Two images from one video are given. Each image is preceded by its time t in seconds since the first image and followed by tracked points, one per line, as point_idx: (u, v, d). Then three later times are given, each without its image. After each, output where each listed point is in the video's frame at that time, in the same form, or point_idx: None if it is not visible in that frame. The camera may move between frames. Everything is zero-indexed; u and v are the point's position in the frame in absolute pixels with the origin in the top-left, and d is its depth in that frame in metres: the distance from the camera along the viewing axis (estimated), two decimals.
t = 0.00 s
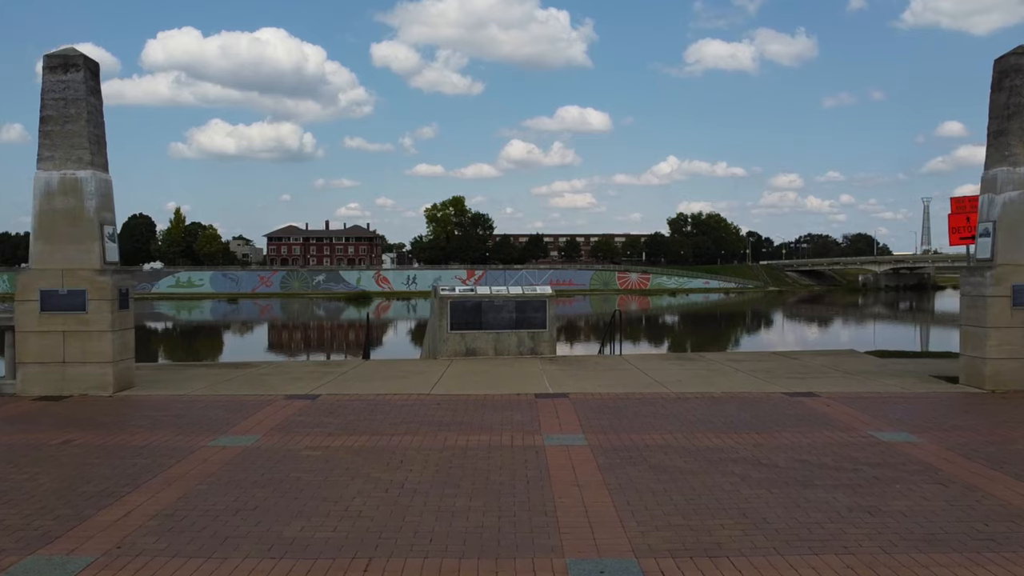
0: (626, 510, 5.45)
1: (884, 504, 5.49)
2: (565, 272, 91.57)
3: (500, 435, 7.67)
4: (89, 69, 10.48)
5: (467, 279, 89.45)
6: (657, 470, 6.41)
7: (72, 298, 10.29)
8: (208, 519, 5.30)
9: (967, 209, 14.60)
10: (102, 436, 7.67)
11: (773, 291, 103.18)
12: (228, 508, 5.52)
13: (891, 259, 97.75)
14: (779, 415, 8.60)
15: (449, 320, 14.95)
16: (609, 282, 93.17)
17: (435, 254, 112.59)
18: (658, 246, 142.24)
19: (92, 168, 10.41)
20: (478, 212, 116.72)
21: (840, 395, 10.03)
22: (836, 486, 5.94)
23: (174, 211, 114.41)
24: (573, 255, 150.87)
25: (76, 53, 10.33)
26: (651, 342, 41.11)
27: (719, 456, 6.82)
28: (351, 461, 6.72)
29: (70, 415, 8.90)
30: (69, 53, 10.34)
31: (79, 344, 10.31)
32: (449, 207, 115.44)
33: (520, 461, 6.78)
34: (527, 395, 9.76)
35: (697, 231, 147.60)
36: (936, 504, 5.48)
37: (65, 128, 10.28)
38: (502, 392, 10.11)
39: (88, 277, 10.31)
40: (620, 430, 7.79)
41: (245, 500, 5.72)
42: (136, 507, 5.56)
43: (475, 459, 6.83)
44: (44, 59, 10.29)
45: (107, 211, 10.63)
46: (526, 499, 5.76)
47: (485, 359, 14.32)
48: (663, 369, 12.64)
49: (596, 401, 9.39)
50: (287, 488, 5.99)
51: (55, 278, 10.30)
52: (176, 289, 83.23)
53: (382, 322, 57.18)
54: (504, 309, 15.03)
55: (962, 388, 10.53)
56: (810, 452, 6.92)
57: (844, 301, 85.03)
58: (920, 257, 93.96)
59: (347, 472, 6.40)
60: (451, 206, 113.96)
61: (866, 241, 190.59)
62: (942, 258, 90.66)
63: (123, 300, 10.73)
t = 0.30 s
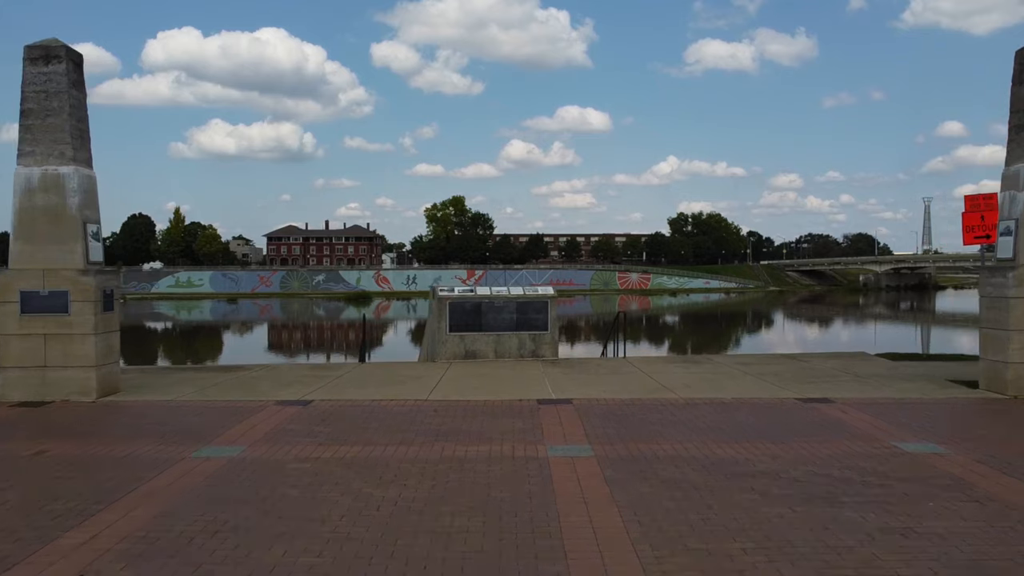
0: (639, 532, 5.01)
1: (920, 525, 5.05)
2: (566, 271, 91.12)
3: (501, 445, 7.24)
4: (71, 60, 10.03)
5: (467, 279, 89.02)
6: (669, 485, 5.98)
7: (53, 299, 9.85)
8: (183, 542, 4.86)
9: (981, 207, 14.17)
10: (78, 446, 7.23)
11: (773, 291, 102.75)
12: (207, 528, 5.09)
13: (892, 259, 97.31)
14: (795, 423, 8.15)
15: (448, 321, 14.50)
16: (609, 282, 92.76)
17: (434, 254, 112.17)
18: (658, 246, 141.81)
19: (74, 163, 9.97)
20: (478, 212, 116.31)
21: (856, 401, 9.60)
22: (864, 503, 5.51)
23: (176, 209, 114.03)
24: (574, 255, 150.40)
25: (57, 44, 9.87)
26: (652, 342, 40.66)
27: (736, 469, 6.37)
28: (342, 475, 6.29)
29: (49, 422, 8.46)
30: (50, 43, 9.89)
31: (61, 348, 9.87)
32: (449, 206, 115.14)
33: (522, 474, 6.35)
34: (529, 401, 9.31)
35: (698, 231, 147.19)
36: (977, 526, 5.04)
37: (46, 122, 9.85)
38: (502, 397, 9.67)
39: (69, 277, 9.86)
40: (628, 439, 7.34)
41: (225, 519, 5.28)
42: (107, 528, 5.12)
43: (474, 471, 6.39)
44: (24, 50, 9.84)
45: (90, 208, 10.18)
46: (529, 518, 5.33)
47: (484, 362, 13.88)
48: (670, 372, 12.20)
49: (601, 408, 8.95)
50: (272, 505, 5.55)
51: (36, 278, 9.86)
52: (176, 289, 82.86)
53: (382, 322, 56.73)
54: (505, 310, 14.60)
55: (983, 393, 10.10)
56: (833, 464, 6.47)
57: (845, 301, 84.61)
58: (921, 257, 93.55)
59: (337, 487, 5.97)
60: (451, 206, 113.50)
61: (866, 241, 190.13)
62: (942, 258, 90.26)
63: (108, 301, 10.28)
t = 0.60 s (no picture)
0: (654, 558, 4.56)
1: (961, 551, 4.61)
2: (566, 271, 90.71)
3: (502, 457, 6.80)
4: (53, 50, 9.58)
5: (467, 279, 88.61)
6: (684, 503, 5.54)
7: (33, 300, 9.41)
8: (155, 569, 4.43)
9: (997, 206, 13.75)
10: (52, 458, 6.80)
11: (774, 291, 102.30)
12: (180, 554, 4.64)
13: (892, 258, 96.95)
14: (813, 432, 7.71)
15: (448, 323, 14.06)
16: (609, 282, 92.35)
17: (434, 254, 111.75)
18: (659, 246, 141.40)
19: (55, 158, 9.53)
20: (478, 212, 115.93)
21: (875, 408, 9.15)
22: (898, 524, 5.06)
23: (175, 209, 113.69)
24: (574, 255, 150.03)
25: (37, 33, 9.43)
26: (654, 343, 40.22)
27: (755, 485, 5.93)
28: (331, 491, 5.84)
29: (26, 431, 8.02)
30: (31, 33, 9.44)
31: (41, 352, 9.44)
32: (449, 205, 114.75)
33: (525, 489, 5.90)
34: (531, 409, 8.87)
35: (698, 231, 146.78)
36: None
37: (26, 115, 9.41)
38: (503, 404, 9.22)
39: (50, 278, 9.42)
40: (637, 451, 6.90)
41: (202, 542, 4.84)
42: (71, 553, 4.68)
43: (473, 487, 5.95)
44: (3, 40, 9.40)
45: (73, 206, 9.73)
46: (533, 540, 4.89)
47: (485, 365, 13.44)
48: (677, 377, 11.76)
49: (608, 416, 8.51)
50: (254, 526, 5.11)
51: (16, 278, 9.44)
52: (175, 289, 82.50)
53: (381, 322, 56.29)
54: (506, 312, 14.15)
55: (1006, 399, 9.65)
56: (859, 479, 6.02)
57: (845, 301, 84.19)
58: (922, 257, 93.11)
59: (325, 506, 5.52)
60: (451, 206, 113.06)
61: (867, 241, 189.74)
62: (943, 258, 89.91)
63: (91, 302, 9.84)
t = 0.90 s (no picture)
0: None
1: None
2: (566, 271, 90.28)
3: (504, 471, 6.36)
4: (33, 41, 9.14)
5: (467, 279, 88.19)
6: (702, 524, 5.10)
7: (12, 302, 8.98)
8: None
9: (1014, 204, 13.30)
10: (23, 472, 6.36)
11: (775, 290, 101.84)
12: None
13: (893, 258, 96.55)
14: (834, 443, 7.27)
15: (447, 325, 13.62)
16: (609, 282, 91.93)
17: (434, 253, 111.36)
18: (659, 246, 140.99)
19: (35, 153, 9.09)
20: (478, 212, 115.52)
21: (895, 415, 8.71)
22: (938, 549, 4.63)
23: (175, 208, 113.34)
24: (575, 255, 149.64)
25: (17, 23, 8.98)
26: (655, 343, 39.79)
27: (777, 504, 5.49)
28: (319, 511, 5.40)
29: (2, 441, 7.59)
30: (10, 23, 9.00)
31: (20, 357, 9.00)
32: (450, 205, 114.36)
33: (528, 508, 5.47)
34: (534, 417, 8.43)
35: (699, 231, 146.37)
36: None
37: (4, 109, 8.97)
38: (505, 412, 8.78)
39: (29, 279, 8.98)
40: (648, 465, 6.47)
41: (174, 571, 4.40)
42: None
43: (473, 505, 5.51)
44: None
45: (54, 203, 9.30)
46: (538, 569, 4.45)
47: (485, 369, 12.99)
48: (685, 382, 11.32)
49: (615, 424, 8.07)
50: (234, 551, 4.68)
51: None
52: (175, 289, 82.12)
53: (381, 322, 55.88)
54: (506, 314, 13.71)
55: None
56: (890, 497, 5.58)
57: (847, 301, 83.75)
58: (923, 257, 92.62)
59: (312, 528, 5.08)
60: (451, 206, 112.78)
61: (867, 241, 189.52)
62: (942, 258, 89.37)
63: (73, 304, 9.41)
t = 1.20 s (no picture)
0: None
1: None
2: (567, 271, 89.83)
3: (506, 486, 5.91)
4: (12, 30, 8.71)
5: (467, 279, 87.74)
6: (722, 549, 4.66)
7: None
8: None
9: None
10: None
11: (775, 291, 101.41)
12: None
13: (893, 258, 96.08)
14: (857, 454, 6.83)
15: (446, 326, 13.19)
16: (609, 282, 91.48)
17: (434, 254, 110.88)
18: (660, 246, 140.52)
19: (13, 147, 8.66)
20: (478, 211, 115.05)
21: (917, 423, 8.28)
22: None
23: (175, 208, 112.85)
24: (575, 255, 149.23)
25: None
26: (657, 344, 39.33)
27: (804, 524, 5.05)
28: (306, 532, 4.96)
29: None
30: None
31: None
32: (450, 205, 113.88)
33: (533, 529, 5.02)
34: (537, 425, 7.99)
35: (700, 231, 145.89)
36: None
37: None
38: (506, 419, 8.34)
39: (7, 279, 8.54)
40: (660, 479, 6.02)
41: None
42: None
43: (472, 526, 5.07)
44: None
45: (33, 200, 8.86)
46: None
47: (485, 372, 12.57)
48: (694, 386, 10.88)
49: (622, 433, 7.63)
50: None
51: None
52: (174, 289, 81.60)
53: (381, 322, 55.38)
54: (507, 316, 13.29)
55: None
56: (926, 516, 5.15)
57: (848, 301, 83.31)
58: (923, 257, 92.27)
59: (296, 551, 4.65)
60: (451, 206, 112.31)
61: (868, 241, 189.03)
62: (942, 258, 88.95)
63: (53, 306, 8.96)
